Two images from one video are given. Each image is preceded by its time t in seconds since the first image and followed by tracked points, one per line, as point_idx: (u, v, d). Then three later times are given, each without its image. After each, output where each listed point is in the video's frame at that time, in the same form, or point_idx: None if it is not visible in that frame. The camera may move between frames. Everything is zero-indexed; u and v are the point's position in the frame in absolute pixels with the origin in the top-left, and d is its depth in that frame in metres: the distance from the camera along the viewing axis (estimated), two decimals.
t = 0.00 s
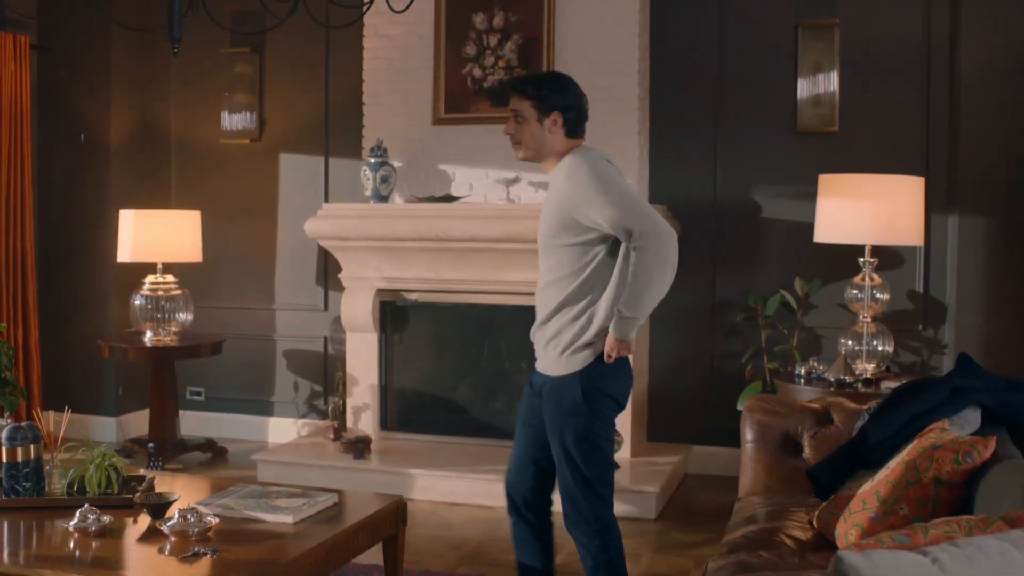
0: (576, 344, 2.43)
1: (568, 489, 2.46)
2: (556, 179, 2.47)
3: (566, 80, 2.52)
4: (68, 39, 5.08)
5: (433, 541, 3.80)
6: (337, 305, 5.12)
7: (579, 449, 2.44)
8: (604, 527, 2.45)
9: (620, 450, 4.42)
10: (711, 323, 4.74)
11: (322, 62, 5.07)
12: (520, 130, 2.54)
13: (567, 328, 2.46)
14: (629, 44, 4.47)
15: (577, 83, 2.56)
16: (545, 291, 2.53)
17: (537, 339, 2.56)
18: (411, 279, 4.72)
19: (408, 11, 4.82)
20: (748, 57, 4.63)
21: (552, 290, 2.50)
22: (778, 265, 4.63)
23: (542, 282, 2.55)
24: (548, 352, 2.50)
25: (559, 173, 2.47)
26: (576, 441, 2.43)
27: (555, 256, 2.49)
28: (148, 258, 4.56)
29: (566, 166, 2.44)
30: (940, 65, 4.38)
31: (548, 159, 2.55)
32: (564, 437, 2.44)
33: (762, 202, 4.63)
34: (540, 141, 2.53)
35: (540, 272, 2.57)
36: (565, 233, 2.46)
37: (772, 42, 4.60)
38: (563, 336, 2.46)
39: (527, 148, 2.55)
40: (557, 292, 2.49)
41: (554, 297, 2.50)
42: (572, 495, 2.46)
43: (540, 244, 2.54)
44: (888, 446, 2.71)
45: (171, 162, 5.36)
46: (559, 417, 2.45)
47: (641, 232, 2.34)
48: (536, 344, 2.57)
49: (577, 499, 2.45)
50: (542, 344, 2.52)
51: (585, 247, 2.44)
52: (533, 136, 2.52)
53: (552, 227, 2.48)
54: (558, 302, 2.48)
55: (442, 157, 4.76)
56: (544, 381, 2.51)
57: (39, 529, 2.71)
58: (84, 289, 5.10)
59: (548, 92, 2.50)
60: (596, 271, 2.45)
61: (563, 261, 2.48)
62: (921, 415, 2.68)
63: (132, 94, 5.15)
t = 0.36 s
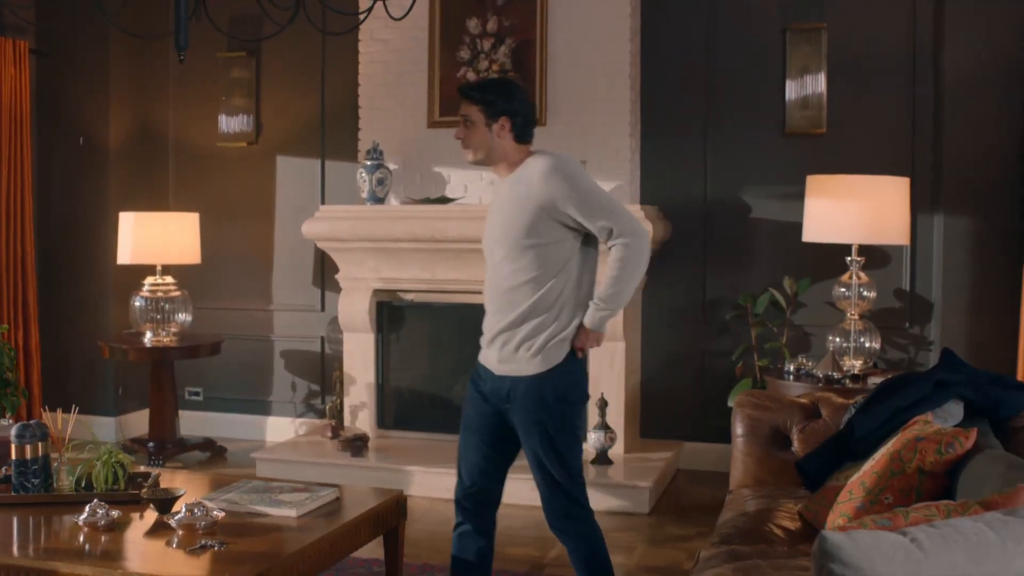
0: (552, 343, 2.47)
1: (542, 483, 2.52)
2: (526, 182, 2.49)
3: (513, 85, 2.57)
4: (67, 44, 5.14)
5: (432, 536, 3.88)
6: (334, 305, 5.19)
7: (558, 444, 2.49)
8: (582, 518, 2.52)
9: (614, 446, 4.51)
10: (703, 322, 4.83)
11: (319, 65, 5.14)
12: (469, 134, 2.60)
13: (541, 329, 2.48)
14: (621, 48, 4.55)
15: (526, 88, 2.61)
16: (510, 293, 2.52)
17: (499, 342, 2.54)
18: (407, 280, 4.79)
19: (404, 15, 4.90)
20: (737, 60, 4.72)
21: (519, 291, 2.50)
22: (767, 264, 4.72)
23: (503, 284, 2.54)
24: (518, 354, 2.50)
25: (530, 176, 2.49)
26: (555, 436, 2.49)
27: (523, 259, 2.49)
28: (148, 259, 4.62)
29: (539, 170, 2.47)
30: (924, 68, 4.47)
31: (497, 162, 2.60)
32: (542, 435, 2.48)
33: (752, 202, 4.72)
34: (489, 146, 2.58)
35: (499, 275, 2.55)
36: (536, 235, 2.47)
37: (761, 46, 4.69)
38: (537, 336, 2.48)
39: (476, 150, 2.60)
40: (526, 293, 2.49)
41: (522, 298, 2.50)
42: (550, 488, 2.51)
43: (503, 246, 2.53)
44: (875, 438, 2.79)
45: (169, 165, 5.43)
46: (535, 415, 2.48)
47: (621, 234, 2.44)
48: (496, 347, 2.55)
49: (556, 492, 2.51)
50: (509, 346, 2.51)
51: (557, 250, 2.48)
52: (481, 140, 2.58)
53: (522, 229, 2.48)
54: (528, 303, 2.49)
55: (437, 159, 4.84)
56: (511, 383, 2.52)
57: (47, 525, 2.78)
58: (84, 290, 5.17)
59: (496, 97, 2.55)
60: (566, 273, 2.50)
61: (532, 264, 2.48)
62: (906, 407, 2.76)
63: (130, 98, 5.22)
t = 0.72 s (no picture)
0: (528, 330, 2.57)
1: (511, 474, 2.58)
2: (494, 178, 2.57)
3: (456, 88, 2.63)
4: (76, 49, 5.22)
5: (437, 530, 3.96)
6: (338, 305, 5.27)
7: (532, 440, 2.57)
8: (551, 514, 2.59)
9: (614, 443, 4.60)
10: (702, 320, 4.91)
11: (324, 70, 5.23)
12: (418, 138, 2.65)
13: (518, 319, 2.56)
14: (620, 52, 4.64)
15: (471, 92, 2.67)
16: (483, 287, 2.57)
17: (473, 335, 2.59)
18: (411, 280, 4.88)
19: (407, 20, 4.99)
20: (735, 63, 4.81)
21: (493, 284, 2.56)
22: (765, 264, 4.81)
23: (474, 278, 2.58)
24: (497, 345, 2.56)
25: (496, 173, 2.57)
26: (530, 433, 2.57)
27: (497, 252, 2.55)
28: (156, 260, 4.71)
29: (506, 165, 2.56)
30: (918, 72, 4.56)
31: (446, 163, 2.63)
32: (518, 431, 2.56)
33: (749, 203, 4.81)
34: (437, 148, 2.62)
35: (468, 270, 2.59)
36: (508, 229, 2.55)
37: (757, 50, 4.78)
38: (515, 326, 2.56)
39: (425, 153, 2.64)
40: (502, 285, 2.56)
41: (497, 291, 2.56)
42: (520, 481, 2.58)
43: (472, 241, 2.57)
44: (870, 431, 2.86)
45: (175, 167, 5.51)
46: (512, 411, 2.56)
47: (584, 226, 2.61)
48: (469, 342, 2.59)
49: (529, 489, 2.58)
50: (485, 340, 2.57)
51: (526, 241, 2.57)
52: (430, 143, 2.62)
53: (494, 224, 2.55)
54: (504, 295, 2.56)
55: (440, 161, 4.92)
56: (484, 380, 2.58)
57: (64, 517, 2.86)
58: (91, 290, 5.25)
59: (442, 100, 2.61)
60: (534, 265, 2.59)
61: (505, 256, 2.56)
62: (899, 401, 2.84)
63: (137, 104, 5.30)
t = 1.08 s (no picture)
0: (534, 326, 2.56)
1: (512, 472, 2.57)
2: (500, 177, 2.55)
3: (471, 91, 2.60)
4: (89, 53, 5.30)
5: (448, 525, 4.04)
6: (347, 305, 5.35)
7: (535, 442, 2.55)
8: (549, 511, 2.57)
9: (620, 440, 4.67)
10: (706, 320, 4.99)
11: (333, 74, 5.31)
12: (431, 138, 2.56)
13: (525, 315, 2.54)
14: (626, 56, 4.72)
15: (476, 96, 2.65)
16: (488, 283, 2.54)
17: (480, 332, 2.55)
18: (420, 280, 4.95)
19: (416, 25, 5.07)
20: (738, 66, 4.89)
21: (500, 280, 2.54)
22: (768, 264, 4.89)
23: (480, 275, 2.54)
24: (506, 340, 2.53)
25: (502, 172, 2.56)
26: (532, 434, 2.55)
27: (504, 249, 2.53)
28: (169, 261, 4.79)
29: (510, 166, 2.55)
30: (919, 75, 4.64)
31: (460, 166, 2.58)
32: (520, 431, 2.54)
33: (753, 204, 4.89)
34: (457, 150, 2.56)
35: (474, 267, 2.55)
36: (516, 225, 2.53)
37: (761, 54, 4.86)
38: (520, 321, 2.54)
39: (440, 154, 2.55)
40: (509, 281, 2.53)
41: (504, 287, 2.54)
42: (519, 478, 2.56)
43: (479, 238, 2.53)
44: (871, 427, 2.94)
45: (185, 169, 5.59)
46: (515, 411, 2.54)
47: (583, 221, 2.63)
48: (472, 338, 2.56)
49: (527, 490, 2.55)
50: (489, 337, 2.54)
51: (530, 239, 2.56)
52: (451, 145, 2.55)
53: (502, 221, 2.53)
54: (511, 290, 2.54)
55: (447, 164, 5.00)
56: (489, 379, 2.55)
57: (85, 511, 2.94)
58: (104, 291, 5.33)
59: (463, 103, 2.56)
60: (537, 261, 2.58)
61: (511, 254, 2.53)
62: (898, 397, 2.92)
63: (149, 109, 5.39)
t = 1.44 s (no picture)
0: (551, 331, 2.62)
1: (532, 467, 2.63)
2: (524, 182, 2.61)
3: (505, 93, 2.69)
4: (98, 56, 5.36)
5: (455, 519, 4.11)
6: (353, 305, 5.42)
7: (553, 438, 2.63)
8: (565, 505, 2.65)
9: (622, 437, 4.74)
10: (707, 319, 5.06)
11: (339, 77, 5.38)
12: (469, 134, 2.60)
13: (542, 319, 2.60)
14: (627, 58, 4.79)
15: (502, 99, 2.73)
16: (507, 286, 2.60)
17: (498, 333, 2.61)
18: (425, 279, 5.02)
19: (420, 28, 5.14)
20: (738, 69, 4.97)
21: (518, 283, 2.60)
22: (768, 263, 4.96)
23: (500, 278, 2.60)
24: (523, 342, 2.59)
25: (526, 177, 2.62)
26: (551, 430, 2.62)
27: (524, 253, 2.59)
28: (178, 261, 4.86)
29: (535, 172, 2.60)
30: (916, 78, 4.71)
31: (491, 164, 2.63)
32: (540, 428, 2.61)
33: (753, 204, 4.97)
34: (494, 147, 2.62)
35: (494, 269, 2.61)
36: (537, 231, 2.59)
37: (760, 56, 4.94)
38: (537, 325, 2.60)
39: (477, 150, 2.60)
40: (526, 285, 2.59)
41: (521, 290, 2.60)
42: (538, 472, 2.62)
43: (500, 241, 2.59)
44: (869, 421, 3.02)
45: (192, 171, 5.66)
46: (535, 409, 2.61)
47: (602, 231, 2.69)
48: (491, 339, 2.62)
49: (545, 485, 2.62)
50: (507, 338, 2.60)
51: (550, 244, 2.62)
52: (490, 141, 2.61)
53: (524, 225, 2.58)
54: (529, 293, 2.60)
55: (452, 165, 5.07)
56: (509, 379, 2.62)
57: (101, 505, 3.00)
58: (112, 291, 5.40)
59: (501, 102, 2.64)
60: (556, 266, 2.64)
61: (531, 257, 2.59)
62: (897, 392, 3.00)
63: (156, 112, 5.46)
